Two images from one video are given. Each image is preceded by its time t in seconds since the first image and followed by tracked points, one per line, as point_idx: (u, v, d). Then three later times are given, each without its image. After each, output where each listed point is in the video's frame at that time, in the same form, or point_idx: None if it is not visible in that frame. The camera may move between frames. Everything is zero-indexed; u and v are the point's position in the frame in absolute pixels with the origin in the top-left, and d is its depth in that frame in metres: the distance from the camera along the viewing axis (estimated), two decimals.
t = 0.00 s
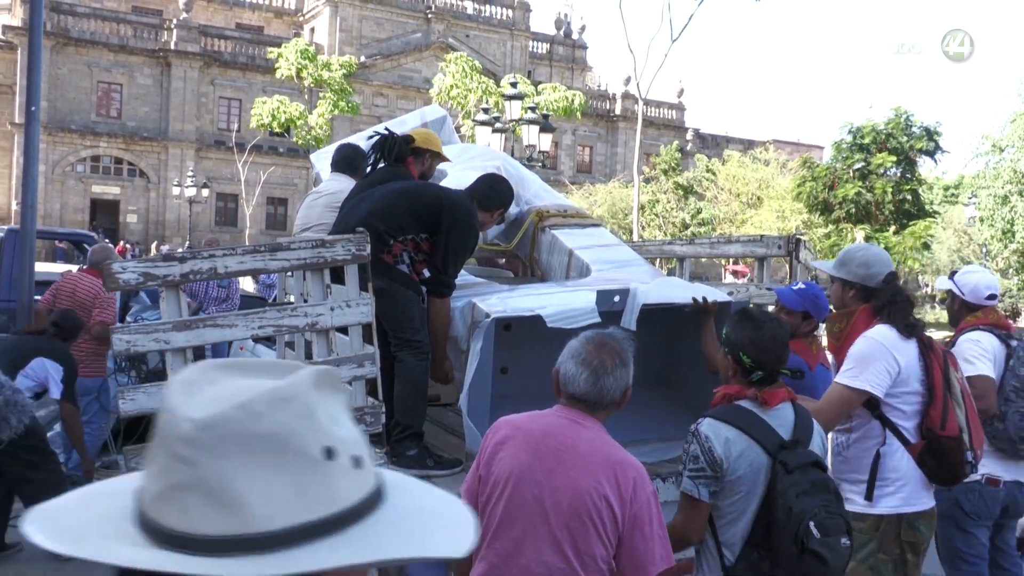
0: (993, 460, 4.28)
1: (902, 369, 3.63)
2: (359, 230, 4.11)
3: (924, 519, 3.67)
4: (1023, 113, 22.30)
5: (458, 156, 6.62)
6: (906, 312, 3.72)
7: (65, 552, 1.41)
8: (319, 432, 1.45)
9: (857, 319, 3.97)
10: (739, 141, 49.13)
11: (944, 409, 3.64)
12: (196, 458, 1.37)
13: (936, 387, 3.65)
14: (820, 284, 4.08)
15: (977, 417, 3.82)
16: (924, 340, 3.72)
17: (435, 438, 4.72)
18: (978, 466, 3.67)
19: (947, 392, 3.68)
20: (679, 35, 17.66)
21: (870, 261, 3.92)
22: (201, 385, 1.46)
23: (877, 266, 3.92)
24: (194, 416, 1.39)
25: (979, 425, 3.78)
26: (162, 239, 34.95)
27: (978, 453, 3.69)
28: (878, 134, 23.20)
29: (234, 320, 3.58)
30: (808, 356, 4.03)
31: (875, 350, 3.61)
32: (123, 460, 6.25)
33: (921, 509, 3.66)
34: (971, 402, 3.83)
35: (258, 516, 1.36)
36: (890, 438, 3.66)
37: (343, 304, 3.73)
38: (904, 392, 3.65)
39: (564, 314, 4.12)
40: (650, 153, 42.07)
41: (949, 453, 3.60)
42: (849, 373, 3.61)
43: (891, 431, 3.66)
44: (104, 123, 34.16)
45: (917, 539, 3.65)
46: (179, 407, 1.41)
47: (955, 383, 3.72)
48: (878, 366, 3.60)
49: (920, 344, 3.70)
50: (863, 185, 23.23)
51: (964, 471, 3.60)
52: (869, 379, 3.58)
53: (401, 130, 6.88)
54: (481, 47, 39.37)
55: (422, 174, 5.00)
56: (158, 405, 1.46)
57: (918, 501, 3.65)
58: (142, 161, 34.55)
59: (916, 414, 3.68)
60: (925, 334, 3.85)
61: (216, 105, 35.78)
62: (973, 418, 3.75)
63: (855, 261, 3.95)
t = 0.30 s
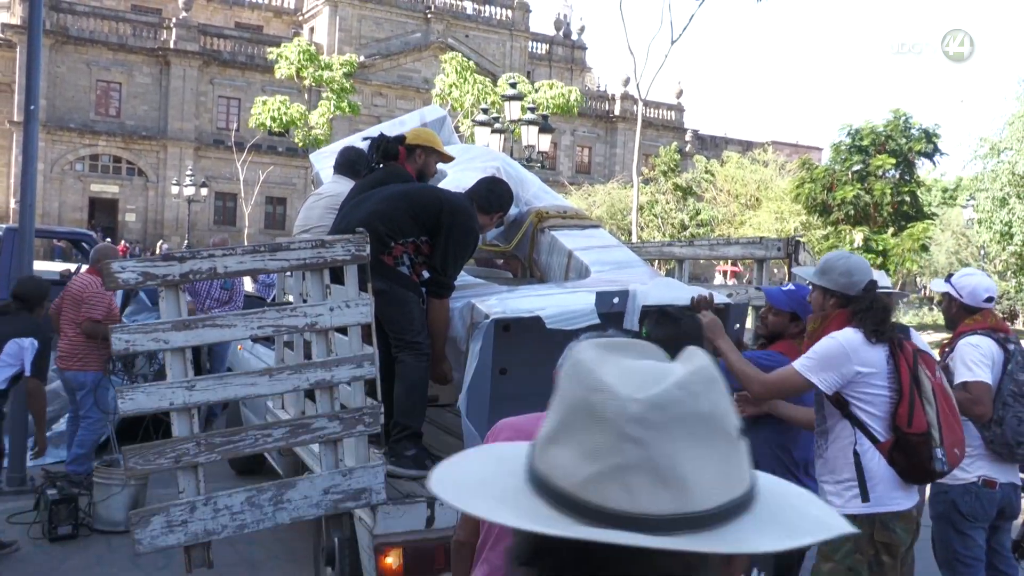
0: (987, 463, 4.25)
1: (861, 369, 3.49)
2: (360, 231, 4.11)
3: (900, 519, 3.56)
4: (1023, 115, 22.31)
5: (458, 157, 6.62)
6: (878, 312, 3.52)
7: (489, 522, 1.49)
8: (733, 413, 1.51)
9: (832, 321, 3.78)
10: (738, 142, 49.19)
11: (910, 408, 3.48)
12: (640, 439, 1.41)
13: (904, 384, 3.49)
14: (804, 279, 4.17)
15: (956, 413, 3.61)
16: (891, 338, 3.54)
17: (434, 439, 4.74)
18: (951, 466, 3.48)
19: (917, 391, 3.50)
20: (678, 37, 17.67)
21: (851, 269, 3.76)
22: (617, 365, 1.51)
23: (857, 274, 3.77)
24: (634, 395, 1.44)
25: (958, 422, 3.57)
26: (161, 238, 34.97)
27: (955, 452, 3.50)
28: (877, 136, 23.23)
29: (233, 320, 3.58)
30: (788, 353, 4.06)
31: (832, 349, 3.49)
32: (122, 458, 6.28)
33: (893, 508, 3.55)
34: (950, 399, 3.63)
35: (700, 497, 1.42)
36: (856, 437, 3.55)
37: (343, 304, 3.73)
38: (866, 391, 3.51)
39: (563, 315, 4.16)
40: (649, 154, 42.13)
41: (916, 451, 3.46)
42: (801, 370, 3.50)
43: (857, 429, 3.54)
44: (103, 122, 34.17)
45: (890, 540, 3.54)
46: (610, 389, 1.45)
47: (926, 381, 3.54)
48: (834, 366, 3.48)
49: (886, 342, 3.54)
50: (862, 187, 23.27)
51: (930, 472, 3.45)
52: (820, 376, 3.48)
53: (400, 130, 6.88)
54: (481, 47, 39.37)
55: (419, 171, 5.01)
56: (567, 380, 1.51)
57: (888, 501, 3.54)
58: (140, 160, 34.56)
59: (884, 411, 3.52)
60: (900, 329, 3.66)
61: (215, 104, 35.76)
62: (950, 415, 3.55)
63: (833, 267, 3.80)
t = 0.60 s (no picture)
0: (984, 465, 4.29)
1: (826, 363, 3.61)
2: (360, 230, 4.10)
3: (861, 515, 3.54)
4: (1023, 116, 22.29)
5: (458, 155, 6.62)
6: (846, 312, 3.63)
7: (839, 567, 1.67)
8: None
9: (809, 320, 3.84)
10: (738, 142, 49.19)
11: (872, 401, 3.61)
12: (979, 487, 1.59)
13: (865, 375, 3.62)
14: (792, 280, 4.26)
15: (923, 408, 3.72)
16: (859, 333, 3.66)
17: (433, 438, 4.72)
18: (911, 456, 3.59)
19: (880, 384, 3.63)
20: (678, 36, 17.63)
21: (828, 272, 3.77)
22: (940, 407, 1.68)
23: (835, 276, 3.77)
24: (973, 447, 1.60)
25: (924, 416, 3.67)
26: (160, 236, 34.95)
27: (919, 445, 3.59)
28: (877, 136, 23.19)
29: (231, 319, 3.56)
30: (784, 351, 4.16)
31: (797, 342, 3.61)
32: (121, 456, 6.28)
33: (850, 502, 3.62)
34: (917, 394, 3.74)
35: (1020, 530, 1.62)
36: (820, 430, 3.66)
37: (342, 302, 3.72)
38: (832, 383, 3.62)
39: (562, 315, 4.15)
40: (648, 154, 42.14)
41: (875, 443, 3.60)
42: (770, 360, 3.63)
43: (824, 421, 3.63)
44: (103, 119, 34.17)
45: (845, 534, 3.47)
46: (945, 437, 1.61)
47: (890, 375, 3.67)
48: (798, 357, 3.61)
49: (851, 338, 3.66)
50: (862, 187, 23.27)
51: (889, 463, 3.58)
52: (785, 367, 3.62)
53: (401, 127, 6.87)
54: (480, 46, 39.34)
55: (417, 173, 4.94)
56: (884, 419, 1.69)
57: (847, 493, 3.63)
58: (140, 158, 34.55)
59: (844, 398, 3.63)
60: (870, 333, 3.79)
61: (214, 102, 35.75)
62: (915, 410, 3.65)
63: (813, 268, 3.80)
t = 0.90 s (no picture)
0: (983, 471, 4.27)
1: (761, 357, 3.52)
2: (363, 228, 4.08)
3: (795, 509, 3.47)
4: None
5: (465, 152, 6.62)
6: (800, 303, 3.58)
7: None
8: None
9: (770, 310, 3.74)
10: (741, 141, 49.14)
11: (802, 396, 3.44)
12: None
13: (801, 372, 3.47)
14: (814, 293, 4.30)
15: (870, 405, 3.49)
16: (799, 326, 3.55)
17: (437, 436, 4.70)
18: (841, 455, 3.39)
19: (811, 380, 3.44)
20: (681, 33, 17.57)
21: (792, 265, 3.66)
22: None
23: (798, 269, 3.65)
24: None
25: (865, 414, 3.45)
26: (163, 235, 34.97)
27: (855, 444, 3.40)
28: (880, 134, 23.07)
29: (236, 316, 3.54)
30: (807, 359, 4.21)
31: (732, 334, 3.58)
32: (125, 454, 6.27)
33: (786, 496, 3.48)
34: (866, 392, 3.51)
35: None
36: (760, 423, 3.58)
37: (346, 300, 3.71)
38: (768, 377, 3.53)
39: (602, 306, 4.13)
40: (651, 152, 42.12)
41: (805, 439, 3.42)
42: (712, 353, 3.60)
43: (761, 414, 3.58)
44: (105, 118, 34.18)
45: (778, 524, 3.48)
46: None
47: (826, 372, 3.45)
48: (738, 353, 3.55)
49: (790, 331, 3.54)
50: (865, 185, 23.25)
51: (815, 461, 3.40)
52: (721, 359, 3.58)
53: (408, 122, 6.85)
54: (483, 45, 39.26)
55: (429, 161, 4.89)
56: None
57: (785, 488, 3.48)
58: (143, 157, 34.54)
59: (783, 396, 3.51)
60: (825, 324, 3.62)
61: (217, 101, 35.75)
62: (853, 408, 3.42)
63: (776, 264, 3.70)
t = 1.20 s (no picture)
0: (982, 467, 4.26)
1: (726, 360, 3.54)
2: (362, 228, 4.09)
3: (752, 511, 3.48)
4: None
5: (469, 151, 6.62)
6: (780, 304, 3.50)
7: None
8: None
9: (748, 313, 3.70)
10: (743, 141, 49.13)
11: (758, 398, 3.41)
12: None
13: (759, 376, 3.44)
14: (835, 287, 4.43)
15: (831, 411, 3.38)
16: (765, 329, 3.52)
17: (440, 437, 4.70)
18: (791, 458, 3.34)
19: (768, 385, 3.40)
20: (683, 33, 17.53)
21: (776, 269, 3.55)
22: None
23: (783, 273, 3.54)
24: None
25: (824, 419, 3.35)
26: (165, 235, 35.01)
27: (808, 447, 3.33)
28: (883, 134, 23.05)
29: (239, 317, 3.55)
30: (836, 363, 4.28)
31: (703, 341, 3.62)
32: (127, 455, 6.28)
33: (745, 499, 3.51)
34: (829, 397, 3.39)
35: None
36: (729, 425, 3.60)
37: (348, 301, 3.71)
38: (733, 381, 3.54)
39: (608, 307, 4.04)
40: (653, 152, 42.13)
41: (760, 442, 3.40)
42: (688, 359, 3.63)
43: (729, 416, 3.60)
44: (108, 119, 34.21)
45: (739, 527, 3.51)
46: None
47: (784, 375, 3.38)
48: (706, 356, 3.59)
49: (757, 334, 3.53)
50: (867, 185, 23.24)
51: (768, 464, 3.37)
52: (695, 363, 3.61)
53: (412, 118, 6.84)
54: (485, 45, 39.25)
55: (438, 156, 4.91)
56: None
57: (741, 491, 3.52)
58: (145, 157, 34.55)
59: (745, 399, 3.51)
60: (793, 323, 3.53)
61: (219, 101, 35.78)
62: (808, 412, 3.34)
63: (762, 268, 3.61)
